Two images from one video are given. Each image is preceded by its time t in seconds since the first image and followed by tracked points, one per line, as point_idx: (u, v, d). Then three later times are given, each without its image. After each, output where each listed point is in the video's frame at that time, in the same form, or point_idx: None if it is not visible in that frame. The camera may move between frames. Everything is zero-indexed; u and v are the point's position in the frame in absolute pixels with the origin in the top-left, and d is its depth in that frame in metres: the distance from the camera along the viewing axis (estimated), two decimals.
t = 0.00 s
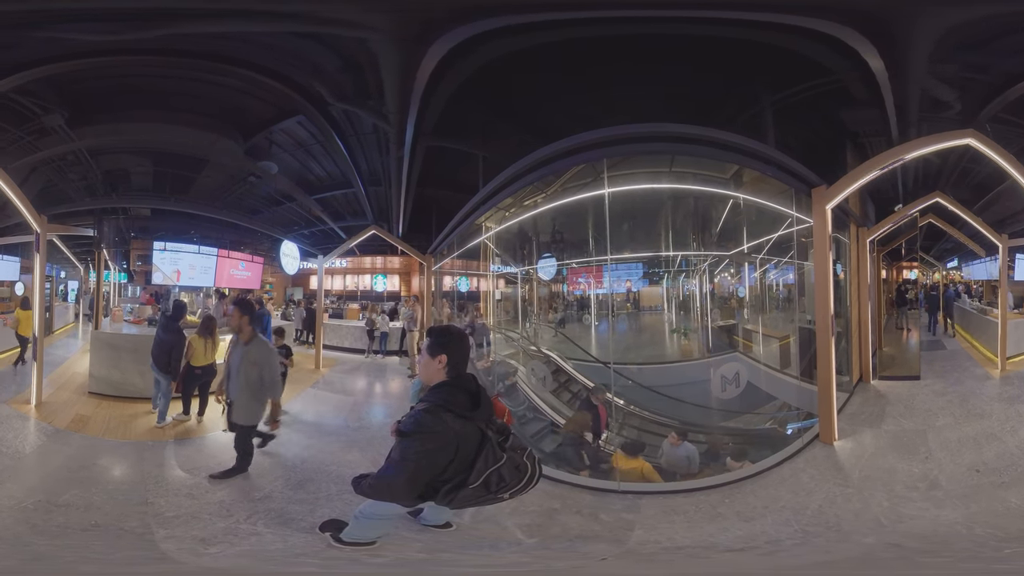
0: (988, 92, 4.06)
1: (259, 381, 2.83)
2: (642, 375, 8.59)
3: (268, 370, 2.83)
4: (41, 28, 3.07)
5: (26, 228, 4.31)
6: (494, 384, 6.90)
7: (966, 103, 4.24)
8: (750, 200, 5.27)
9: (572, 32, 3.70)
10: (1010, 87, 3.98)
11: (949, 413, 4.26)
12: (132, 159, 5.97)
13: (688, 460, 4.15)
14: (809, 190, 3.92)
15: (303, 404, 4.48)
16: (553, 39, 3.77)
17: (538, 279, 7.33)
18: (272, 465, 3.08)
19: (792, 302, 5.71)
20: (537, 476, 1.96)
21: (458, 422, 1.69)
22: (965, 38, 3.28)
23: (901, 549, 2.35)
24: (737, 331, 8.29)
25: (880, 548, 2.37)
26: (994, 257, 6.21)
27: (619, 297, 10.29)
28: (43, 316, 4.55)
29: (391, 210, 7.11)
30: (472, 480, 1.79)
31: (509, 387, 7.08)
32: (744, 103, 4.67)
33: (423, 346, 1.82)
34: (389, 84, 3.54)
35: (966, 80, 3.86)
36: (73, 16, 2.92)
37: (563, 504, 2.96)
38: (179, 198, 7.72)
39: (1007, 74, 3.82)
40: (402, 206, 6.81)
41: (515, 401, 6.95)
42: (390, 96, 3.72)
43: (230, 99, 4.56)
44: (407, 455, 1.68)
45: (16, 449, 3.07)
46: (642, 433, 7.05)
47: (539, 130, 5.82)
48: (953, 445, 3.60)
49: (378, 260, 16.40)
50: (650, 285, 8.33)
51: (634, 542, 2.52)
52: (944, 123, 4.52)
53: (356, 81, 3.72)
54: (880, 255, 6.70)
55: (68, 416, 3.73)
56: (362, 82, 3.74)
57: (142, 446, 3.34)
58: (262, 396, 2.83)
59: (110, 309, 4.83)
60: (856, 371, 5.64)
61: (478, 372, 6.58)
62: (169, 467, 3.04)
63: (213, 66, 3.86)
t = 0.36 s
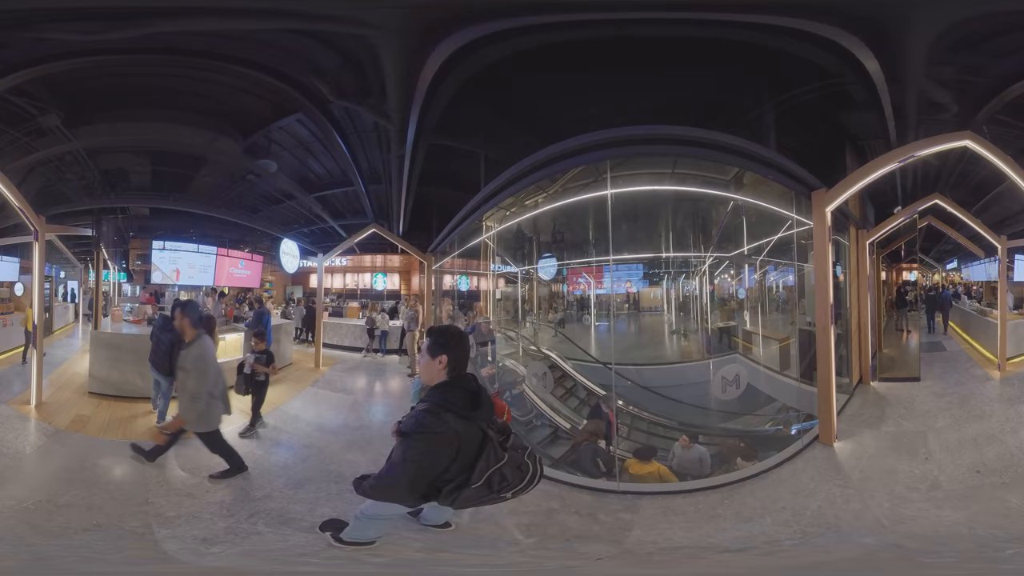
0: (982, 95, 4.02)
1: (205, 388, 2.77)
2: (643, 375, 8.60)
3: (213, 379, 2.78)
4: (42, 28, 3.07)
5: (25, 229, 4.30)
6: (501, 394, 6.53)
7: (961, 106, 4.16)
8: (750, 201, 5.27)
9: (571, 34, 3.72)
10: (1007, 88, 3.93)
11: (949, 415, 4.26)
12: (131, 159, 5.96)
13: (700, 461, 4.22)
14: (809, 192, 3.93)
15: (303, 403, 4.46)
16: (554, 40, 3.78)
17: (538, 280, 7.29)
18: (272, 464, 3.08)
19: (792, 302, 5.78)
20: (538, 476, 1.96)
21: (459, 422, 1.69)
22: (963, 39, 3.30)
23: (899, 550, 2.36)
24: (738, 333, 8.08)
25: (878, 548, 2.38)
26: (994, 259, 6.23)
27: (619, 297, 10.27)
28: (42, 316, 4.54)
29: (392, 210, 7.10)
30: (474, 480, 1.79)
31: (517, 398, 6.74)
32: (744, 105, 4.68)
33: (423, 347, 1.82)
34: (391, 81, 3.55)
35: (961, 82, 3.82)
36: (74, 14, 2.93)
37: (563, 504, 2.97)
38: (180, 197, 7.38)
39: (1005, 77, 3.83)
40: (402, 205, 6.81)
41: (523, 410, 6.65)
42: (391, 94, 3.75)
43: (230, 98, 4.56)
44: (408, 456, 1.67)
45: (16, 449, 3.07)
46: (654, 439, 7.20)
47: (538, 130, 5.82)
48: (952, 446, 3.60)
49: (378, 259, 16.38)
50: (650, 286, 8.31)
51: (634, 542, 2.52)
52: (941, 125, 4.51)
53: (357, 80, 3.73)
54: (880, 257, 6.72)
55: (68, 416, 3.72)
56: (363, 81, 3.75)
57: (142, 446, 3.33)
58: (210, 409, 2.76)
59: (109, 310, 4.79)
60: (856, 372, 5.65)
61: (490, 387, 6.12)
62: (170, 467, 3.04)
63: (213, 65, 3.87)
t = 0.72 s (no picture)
0: (980, 95, 4.04)
1: (144, 368, 2.86)
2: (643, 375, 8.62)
3: (152, 359, 2.89)
4: (44, 25, 3.09)
5: (24, 229, 4.28)
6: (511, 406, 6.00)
7: (959, 107, 4.15)
8: (750, 202, 5.27)
9: (571, 34, 3.73)
10: (1006, 86, 3.95)
11: (948, 414, 4.27)
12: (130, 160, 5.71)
13: (712, 462, 4.18)
14: (809, 193, 3.93)
15: (303, 403, 4.45)
16: (555, 40, 3.79)
17: (539, 280, 7.51)
18: (272, 464, 3.06)
19: (792, 303, 5.80)
20: (539, 477, 1.97)
21: (460, 423, 1.68)
22: (961, 38, 3.31)
23: (897, 549, 2.37)
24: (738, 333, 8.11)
25: (877, 548, 2.39)
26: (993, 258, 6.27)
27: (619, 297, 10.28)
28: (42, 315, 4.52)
29: (392, 210, 7.11)
30: (475, 480, 1.79)
31: (526, 409, 6.18)
32: (744, 107, 4.70)
33: (423, 347, 1.81)
34: (394, 79, 3.56)
35: (960, 83, 3.83)
36: (75, 10, 2.94)
37: (565, 505, 2.97)
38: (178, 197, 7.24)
39: (1002, 78, 3.85)
40: (403, 204, 6.82)
41: (531, 421, 6.16)
42: (394, 92, 3.76)
43: (231, 98, 4.56)
44: (409, 456, 1.67)
45: (15, 449, 3.06)
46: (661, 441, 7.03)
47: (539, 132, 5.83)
48: (952, 446, 3.61)
49: (378, 259, 16.37)
50: (650, 286, 8.30)
51: (635, 542, 2.52)
52: (940, 126, 4.52)
53: (358, 79, 3.75)
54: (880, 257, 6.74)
55: (67, 416, 3.71)
56: (364, 81, 3.77)
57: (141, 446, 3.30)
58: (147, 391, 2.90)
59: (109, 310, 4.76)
60: (856, 372, 5.65)
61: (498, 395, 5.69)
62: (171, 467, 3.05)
63: (214, 63, 3.86)
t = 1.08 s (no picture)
0: (977, 95, 4.08)
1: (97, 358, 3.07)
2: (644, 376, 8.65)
3: (99, 347, 3.05)
4: (52, 23, 3.11)
5: (22, 228, 4.23)
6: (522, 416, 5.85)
7: (957, 106, 4.20)
8: (750, 202, 5.28)
9: (570, 36, 3.76)
10: (1005, 84, 3.97)
11: (948, 413, 4.29)
12: (129, 160, 5.40)
13: (724, 462, 4.18)
14: (809, 194, 3.96)
15: (303, 404, 4.41)
16: (556, 42, 3.82)
17: (539, 280, 7.50)
18: (272, 465, 3.04)
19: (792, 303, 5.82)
20: (540, 476, 1.96)
21: (462, 422, 1.67)
22: (956, 38, 3.36)
23: (895, 547, 2.38)
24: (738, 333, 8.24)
25: (875, 545, 2.40)
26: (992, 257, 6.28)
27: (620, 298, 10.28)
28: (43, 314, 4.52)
29: (393, 210, 7.11)
30: (477, 479, 1.79)
31: (537, 419, 6.03)
32: (742, 109, 4.74)
33: (425, 347, 1.80)
34: (397, 79, 3.58)
35: (957, 83, 3.87)
36: (78, 9, 2.95)
37: (569, 505, 2.98)
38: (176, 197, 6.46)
39: (1000, 77, 3.89)
40: (404, 203, 6.83)
41: (541, 430, 5.96)
42: (396, 92, 3.78)
43: (233, 98, 4.56)
44: (411, 454, 1.66)
45: (14, 449, 3.08)
46: (675, 445, 6.94)
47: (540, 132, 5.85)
48: (951, 445, 3.61)
49: (378, 259, 16.35)
50: (651, 286, 8.32)
51: (637, 541, 2.52)
52: (938, 125, 4.55)
53: (360, 79, 3.76)
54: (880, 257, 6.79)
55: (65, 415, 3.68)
56: (365, 80, 3.79)
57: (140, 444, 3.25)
58: (101, 378, 3.09)
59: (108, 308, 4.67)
60: (856, 371, 5.67)
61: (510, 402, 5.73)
62: (172, 466, 3.03)
63: (218, 61, 3.88)
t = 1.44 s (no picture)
0: (976, 98, 4.05)
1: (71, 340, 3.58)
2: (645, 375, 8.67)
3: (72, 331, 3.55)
4: (54, 23, 3.11)
5: (23, 229, 4.12)
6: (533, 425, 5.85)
7: (956, 108, 4.15)
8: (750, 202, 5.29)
9: (570, 36, 3.75)
10: (1005, 84, 3.96)
11: (947, 413, 4.29)
12: (130, 160, 4.96)
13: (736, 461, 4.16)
14: (809, 195, 3.97)
15: (302, 405, 4.39)
16: (555, 43, 3.82)
17: (540, 280, 7.73)
18: (272, 466, 3.03)
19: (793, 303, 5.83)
20: (543, 477, 1.97)
21: (463, 425, 1.67)
22: (956, 39, 3.36)
23: (892, 546, 2.39)
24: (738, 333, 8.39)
25: (873, 544, 2.40)
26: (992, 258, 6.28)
27: (621, 297, 10.29)
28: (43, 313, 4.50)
29: (393, 209, 7.13)
30: (478, 481, 1.78)
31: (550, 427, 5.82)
32: (743, 110, 4.73)
33: (426, 350, 1.80)
34: (399, 78, 3.58)
35: (958, 83, 3.87)
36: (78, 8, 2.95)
37: (572, 505, 3.00)
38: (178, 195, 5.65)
39: (999, 78, 3.90)
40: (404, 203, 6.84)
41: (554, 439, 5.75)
42: (396, 92, 3.80)
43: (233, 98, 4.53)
44: (411, 458, 1.66)
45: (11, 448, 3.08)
46: (688, 445, 6.74)
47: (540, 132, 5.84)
48: (950, 445, 3.62)
49: (379, 259, 16.34)
50: (652, 286, 8.34)
51: (638, 540, 2.53)
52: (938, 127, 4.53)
53: (359, 79, 3.77)
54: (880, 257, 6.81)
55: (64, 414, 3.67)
56: (366, 79, 3.78)
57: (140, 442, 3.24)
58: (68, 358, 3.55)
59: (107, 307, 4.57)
60: (856, 371, 5.68)
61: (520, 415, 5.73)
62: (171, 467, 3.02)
63: (218, 62, 3.88)
